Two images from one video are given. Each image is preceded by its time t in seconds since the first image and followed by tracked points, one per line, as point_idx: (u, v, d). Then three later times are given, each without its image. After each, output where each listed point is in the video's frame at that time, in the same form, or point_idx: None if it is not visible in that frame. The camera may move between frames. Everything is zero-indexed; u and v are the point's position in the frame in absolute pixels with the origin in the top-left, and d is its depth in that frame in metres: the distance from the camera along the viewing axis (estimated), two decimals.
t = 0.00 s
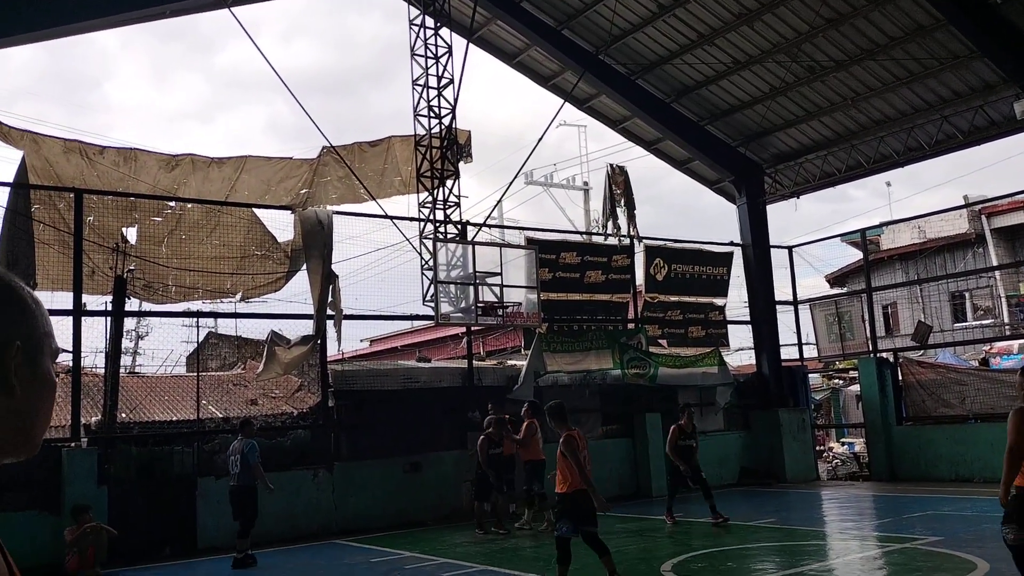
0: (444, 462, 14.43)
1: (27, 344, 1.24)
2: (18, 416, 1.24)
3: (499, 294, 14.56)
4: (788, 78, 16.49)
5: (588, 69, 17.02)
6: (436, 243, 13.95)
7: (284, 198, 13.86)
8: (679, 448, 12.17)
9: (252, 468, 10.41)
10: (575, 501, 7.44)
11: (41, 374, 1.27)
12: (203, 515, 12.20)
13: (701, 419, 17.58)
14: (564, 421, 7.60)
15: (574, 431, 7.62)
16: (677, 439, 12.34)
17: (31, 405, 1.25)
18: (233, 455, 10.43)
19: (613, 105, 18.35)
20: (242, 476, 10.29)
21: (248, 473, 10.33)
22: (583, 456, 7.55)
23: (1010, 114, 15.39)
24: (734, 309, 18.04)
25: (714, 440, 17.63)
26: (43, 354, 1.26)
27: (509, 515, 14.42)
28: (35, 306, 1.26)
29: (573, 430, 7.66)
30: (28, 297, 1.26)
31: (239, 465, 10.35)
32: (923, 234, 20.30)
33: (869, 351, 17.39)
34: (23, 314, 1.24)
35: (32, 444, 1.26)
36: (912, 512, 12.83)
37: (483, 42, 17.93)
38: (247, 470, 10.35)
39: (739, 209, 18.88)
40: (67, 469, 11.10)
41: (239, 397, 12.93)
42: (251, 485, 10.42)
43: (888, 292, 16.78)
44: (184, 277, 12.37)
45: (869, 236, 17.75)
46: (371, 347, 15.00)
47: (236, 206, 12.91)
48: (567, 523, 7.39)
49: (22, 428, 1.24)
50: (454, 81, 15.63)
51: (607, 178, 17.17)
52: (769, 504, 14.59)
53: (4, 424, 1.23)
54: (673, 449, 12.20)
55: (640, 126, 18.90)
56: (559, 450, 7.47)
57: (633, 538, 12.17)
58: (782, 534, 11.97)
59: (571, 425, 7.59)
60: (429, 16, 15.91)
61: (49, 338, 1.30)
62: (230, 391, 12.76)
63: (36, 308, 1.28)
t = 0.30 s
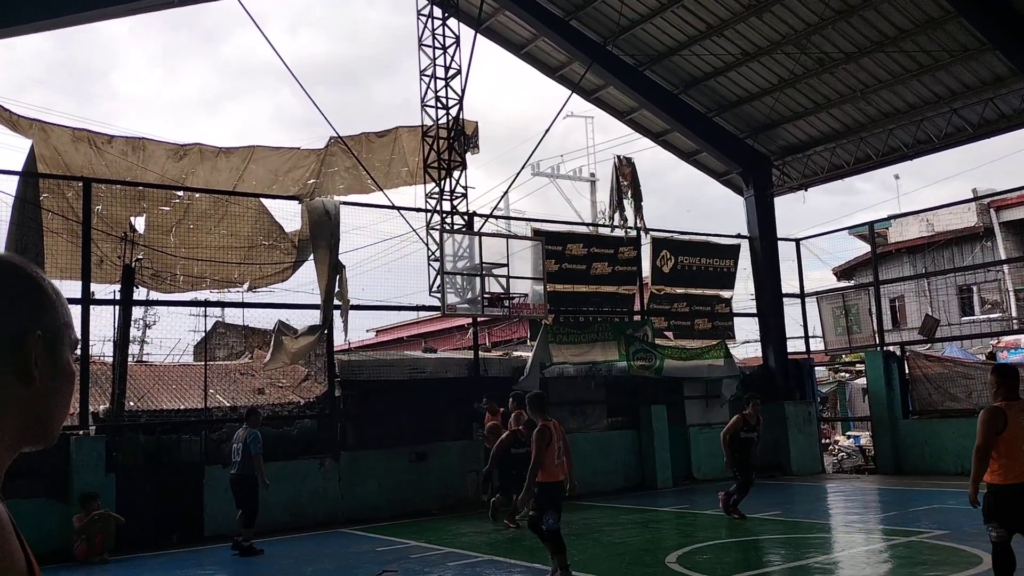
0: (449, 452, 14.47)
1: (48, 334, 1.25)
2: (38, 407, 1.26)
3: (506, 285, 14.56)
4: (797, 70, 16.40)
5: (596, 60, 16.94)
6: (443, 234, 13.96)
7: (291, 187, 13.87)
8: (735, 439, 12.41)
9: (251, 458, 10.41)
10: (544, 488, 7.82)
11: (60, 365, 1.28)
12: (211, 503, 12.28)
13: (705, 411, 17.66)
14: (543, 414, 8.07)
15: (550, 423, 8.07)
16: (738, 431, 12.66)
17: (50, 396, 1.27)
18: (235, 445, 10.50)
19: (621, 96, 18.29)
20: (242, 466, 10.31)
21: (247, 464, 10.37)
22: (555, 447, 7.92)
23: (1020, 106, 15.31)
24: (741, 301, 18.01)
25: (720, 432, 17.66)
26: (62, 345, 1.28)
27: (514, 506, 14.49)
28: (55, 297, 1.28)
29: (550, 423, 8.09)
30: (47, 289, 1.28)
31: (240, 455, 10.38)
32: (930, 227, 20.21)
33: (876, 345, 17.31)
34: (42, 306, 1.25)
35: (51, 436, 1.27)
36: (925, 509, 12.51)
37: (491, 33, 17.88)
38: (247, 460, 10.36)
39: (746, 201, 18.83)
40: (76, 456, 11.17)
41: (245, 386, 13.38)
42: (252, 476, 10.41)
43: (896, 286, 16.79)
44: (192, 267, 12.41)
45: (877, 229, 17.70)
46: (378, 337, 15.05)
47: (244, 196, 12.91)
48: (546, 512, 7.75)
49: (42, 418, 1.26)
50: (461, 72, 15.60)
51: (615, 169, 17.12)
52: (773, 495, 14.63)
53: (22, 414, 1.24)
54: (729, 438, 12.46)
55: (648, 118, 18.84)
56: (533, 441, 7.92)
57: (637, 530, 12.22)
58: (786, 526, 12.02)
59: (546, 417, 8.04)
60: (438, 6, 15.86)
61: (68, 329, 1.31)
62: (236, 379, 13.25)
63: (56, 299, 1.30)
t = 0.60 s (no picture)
0: (448, 442, 14.48)
1: (52, 317, 1.24)
2: (40, 392, 1.25)
3: (506, 276, 14.54)
4: (800, 61, 16.35)
5: (598, 50, 16.88)
6: (444, 224, 13.94)
7: (292, 176, 13.84)
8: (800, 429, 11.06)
9: (236, 448, 10.29)
10: (510, 481, 7.95)
11: (63, 348, 1.27)
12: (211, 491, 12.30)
13: (705, 403, 17.69)
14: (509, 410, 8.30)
15: (517, 418, 8.28)
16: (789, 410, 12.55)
17: (53, 380, 1.26)
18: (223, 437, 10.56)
19: (623, 86, 18.23)
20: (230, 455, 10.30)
21: (235, 454, 10.32)
22: (520, 441, 8.08)
23: None
24: (742, 293, 17.99)
25: (720, 424, 17.68)
26: (67, 329, 1.27)
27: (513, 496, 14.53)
28: (58, 279, 1.27)
29: (518, 417, 8.29)
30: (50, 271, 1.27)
31: (230, 447, 10.34)
32: (932, 221, 20.16)
33: (876, 338, 17.31)
34: (45, 288, 1.24)
35: (52, 424, 1.26)
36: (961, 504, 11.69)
37: (494, 22, 17.80)
38: (235, 450, 10.31)
39: (748, 193, 18.80)
40: (76, 443, 11.18)
41: (246, 374, 13.35)
42: (243, 465, 10.41)
43: (897, 278, 16.78)
44: (192, 255, 12.42)
45: (878, 222, 17.69)
46: (378, 327, 15.04)
47: (244, 184, 12.87)
48: (515, 505, 7.87)
49: (43, 401, 1.25)
50: (463, 61, 15.52)
51: (616, 160, 17.08)
52: (772, 487, 14.65)
53: (23, 398, 1.23)
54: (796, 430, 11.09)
55: (650, 109, 18.80)
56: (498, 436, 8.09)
57: (636, 521, 12.24)
58: (784, 517, 12.04)
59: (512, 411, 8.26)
60: None
61: (72, 312, 1.30)
62: (237, 368, 13.29)
63: (57, 281, 1.28)
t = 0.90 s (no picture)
0: (442, 432, 14.50)
1: (40, 301, 1.24)
2: (28, 377, 1.24)
3: (502, 267, 14.52)
4: (798, 55, 16.33)
5: (596, 41, 16.82)
6: (439, 214, 13.91)
7: (288, 165, 13.79)
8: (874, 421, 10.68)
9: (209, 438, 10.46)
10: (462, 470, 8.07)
11: (52, 334, 1.26)
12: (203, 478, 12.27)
13: (699, 395, 17.74)
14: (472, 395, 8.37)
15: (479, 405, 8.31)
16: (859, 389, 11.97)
17: (41, 365, 1.25)
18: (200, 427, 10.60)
19: (620, 78, 18.18)
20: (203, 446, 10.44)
21: (208, 443, 10.49)
22: (476, 428, 8.14)
23: (1020, 95, 15.27)
24: (736, 287, 18.02)
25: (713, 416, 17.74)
26: (55, 314, 1.26)
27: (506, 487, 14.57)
28: (47, 263, 1.26)
29: (480, 405, 8.29)
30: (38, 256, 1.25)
31: (206, 435, 10.47)
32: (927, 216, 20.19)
33: (869, 332, 17.42)
34: (33, 271, 1.22)
35: (39, 408, 1.25)
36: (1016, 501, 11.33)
37: (491, 12, 17.72)
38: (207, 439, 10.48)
39: (743, 186, 18.81)
40: (68, 429, 11.16)
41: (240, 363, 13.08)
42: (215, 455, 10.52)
43: (890, 273, 16.94)
44: (187, 242, 12.36)
45: (873, 217, 17.72)
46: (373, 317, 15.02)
47: (239, 172, 12.85)
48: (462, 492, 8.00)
49: (30, 386, 1.24)
50: (461, 51, 15.48)
51: (613, 152, 17.05)
52: (764, 480, 14.70)
53: (11, 382, 1.22)
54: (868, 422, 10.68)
55: (647, 101, 18.76)
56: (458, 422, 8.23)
57: (628, 512, 12.27)
58: (775, 510, 12.08)
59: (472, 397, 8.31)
60: None
61: (60, 297, 1.29)
62: (231, 356, 12.91)
63: (45, 267, 1.26)
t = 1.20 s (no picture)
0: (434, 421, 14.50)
1: (23, 279, 1.22)
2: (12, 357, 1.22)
3: (495, 257, 14.49)
4: (794, 49, 16.31)
5: (592, 32, 16.76)
6: (433, 203, 13.86)
7: (281, 152, 13.71)
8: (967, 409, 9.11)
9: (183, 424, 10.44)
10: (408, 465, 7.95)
11: (36, 313, 1.24)
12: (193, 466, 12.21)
13: (690, 388, 17.78)
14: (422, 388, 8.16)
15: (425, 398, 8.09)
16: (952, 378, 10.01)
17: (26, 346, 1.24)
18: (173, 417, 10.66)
19: (616, 69, 18.14)
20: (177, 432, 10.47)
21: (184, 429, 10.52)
22: (413, 422, 7.96)
23: (1014, 93, 15.31)
24: (729, 280, 18.04)
25: (703, 409, 17.79)
26: (39, 292, 1.24)
27: (497, 477, 14.59)
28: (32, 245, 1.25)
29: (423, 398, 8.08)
30: (20, 235, 1.23)
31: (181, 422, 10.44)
32: (920, 212, 20.24)
33: (860, 326, 17.50)
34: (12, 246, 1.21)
35: (22, 387, 1.23)
36: None
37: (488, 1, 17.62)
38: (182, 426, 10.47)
39: (738, 180, 18.83)
40: (58, 414, 11.15)
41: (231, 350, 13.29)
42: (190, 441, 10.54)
43: (882, 269, 17.01)
44: (179, 229, 12.32)
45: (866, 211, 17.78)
46: (366, 306, 14.99)
47: (232, 158, 12.73)
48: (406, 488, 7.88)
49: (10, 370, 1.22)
50: (457, 40, 15.40)
51: (608, 144, 17.01)
52: (755, 473, 14.75)
53: None
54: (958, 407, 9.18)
55: (643, 93, 18.74)
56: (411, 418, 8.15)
57: (619, 503, 12.30)
58: (764, 502, 12.14)
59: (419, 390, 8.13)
60: None
61: (45, 275, 1.27)
62: (222, 344, 13.09)
63: (28, 245, 1.24)
